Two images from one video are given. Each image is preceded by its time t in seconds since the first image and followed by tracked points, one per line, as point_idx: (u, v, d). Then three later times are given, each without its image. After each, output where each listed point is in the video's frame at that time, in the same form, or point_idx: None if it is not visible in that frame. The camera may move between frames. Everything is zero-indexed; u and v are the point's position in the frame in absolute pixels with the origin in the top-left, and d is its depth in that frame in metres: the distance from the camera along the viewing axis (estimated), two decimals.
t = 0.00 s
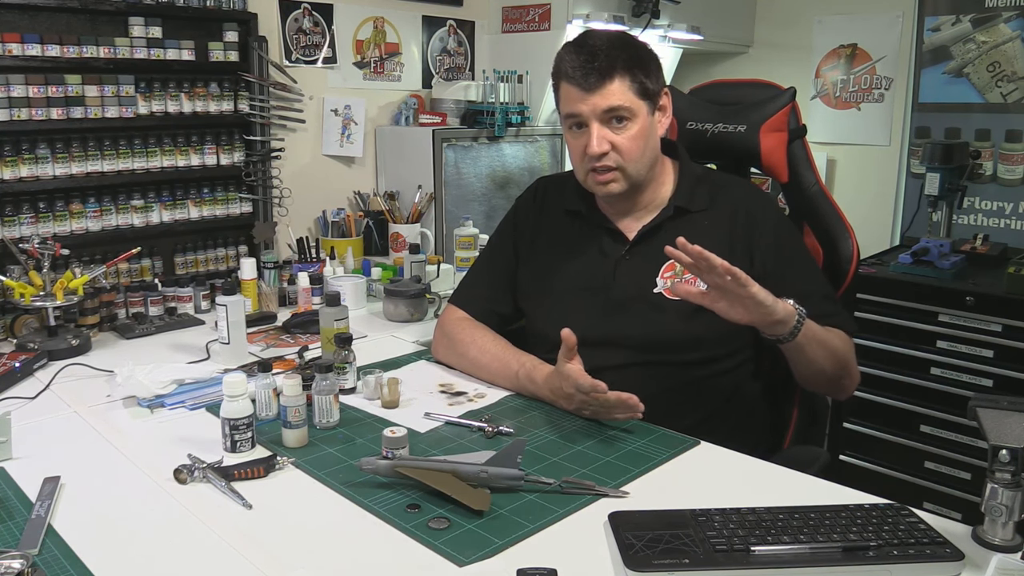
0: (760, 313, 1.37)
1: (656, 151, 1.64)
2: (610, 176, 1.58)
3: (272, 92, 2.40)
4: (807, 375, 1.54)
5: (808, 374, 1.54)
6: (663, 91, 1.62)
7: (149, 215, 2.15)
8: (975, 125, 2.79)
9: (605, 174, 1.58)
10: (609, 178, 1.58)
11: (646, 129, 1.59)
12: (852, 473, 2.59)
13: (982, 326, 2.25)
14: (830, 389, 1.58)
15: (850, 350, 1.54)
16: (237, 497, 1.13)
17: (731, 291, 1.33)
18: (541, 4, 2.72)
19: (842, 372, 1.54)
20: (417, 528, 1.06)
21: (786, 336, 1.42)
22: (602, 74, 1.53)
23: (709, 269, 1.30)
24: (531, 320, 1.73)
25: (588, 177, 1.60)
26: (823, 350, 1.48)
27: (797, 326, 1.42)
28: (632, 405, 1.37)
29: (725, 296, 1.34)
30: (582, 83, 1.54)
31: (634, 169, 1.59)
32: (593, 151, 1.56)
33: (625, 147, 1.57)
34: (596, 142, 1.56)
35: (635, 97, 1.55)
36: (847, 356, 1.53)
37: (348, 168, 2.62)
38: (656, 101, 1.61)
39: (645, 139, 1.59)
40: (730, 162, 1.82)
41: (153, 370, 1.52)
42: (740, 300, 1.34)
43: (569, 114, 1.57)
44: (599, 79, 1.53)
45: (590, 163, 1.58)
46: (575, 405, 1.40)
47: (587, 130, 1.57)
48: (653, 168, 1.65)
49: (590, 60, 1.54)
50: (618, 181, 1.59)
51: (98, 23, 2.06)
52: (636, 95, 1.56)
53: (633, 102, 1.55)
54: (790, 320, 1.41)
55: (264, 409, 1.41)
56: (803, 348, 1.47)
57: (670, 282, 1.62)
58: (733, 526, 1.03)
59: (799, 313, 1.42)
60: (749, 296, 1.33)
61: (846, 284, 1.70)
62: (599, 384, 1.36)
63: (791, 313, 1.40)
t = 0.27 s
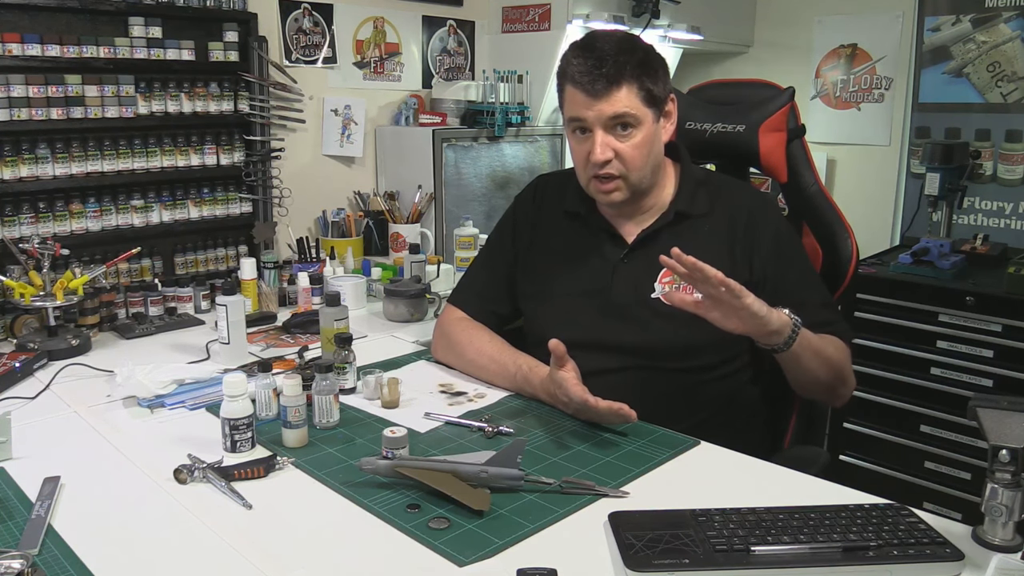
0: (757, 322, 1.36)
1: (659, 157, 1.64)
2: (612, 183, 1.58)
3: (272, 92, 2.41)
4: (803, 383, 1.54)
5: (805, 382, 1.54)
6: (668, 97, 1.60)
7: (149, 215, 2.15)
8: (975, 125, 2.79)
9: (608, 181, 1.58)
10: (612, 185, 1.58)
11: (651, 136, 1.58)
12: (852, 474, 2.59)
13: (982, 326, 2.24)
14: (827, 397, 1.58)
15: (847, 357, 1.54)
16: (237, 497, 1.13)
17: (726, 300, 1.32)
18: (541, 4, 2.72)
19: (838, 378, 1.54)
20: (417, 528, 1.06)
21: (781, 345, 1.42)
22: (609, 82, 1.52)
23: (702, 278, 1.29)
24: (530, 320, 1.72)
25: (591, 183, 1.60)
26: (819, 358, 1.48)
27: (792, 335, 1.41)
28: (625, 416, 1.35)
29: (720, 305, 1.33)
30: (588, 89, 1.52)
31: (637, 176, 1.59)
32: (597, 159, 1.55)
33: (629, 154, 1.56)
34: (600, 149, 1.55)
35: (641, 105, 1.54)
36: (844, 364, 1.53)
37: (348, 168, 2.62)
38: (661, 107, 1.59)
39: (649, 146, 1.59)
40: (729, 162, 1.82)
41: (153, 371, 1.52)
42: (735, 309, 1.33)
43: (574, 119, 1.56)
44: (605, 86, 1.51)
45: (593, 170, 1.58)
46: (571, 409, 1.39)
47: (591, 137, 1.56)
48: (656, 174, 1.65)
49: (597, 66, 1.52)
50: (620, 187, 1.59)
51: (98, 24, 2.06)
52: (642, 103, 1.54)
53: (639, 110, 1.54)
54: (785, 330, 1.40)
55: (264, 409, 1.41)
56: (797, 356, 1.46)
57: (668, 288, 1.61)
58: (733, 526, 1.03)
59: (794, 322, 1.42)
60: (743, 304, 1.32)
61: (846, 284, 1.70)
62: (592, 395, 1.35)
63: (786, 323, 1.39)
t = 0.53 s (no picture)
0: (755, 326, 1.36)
1: (658, 158, 1.63)
2: (610, 184, 1.58)
3: (272, 92, 2.41)
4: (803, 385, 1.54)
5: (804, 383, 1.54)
6: (667, 99, 1.60)
7: (149, 215, 2.15)
8: (975, 125, 2.79)
9: (605, 182, 1.58)
10: (609, 186, 1.58)
11: (649, 137, 1.58)
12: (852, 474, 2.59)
13: (982, 326, 2.24)
14: (826, 398, 1.58)
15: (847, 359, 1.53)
16: (237, 497, 1.13)
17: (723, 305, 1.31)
18: (541, 4, 2.72)
19: (838, 381, 1.53)
20: (417, 528, 1.06)
21: (780, 348, 1.41)
22: (607, 83, 1.52)
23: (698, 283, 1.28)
24: (529, 321, 1.73)
25: (588, 184, 1.60)
26: (818, 360, 1.48)
27: (792, 337, 1.41)
28: (623, 420, 1.34)
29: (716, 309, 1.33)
30: (586, 90, 1.52)
31: (635, 178, 1.58)
32: (594, 160, 1.55)
33: (627, 156, 1.56)
34: (597, 150, 1.55)
35: (640, 106, 1.54)
36: (844, 366, 1.53)
37: (348, 168, 2.62)
38: (660, 108, 1.59)
39: (648, 147, 1.58)
40: (730, 161, 1.82)
41: (153, 370, 1.52)
42: (731, 313, 1.32)
43: (572, 120, 1.56)
44: (603, 87, 1.51)
45: (591, 171, 1.57)
46: (569, 412, 1.39)
47: (589, 138, 1.56)
48: (655, 175, 1.65)
49: (595, 67, 1.52)
50: (618, 189, 1.59)
51: (99, 23, 2.06)
52: (640, 104, 1.54)
53: (637, 111, 1.53)
54: (785, 332, 1.39)
55: (264, 409, 1.41)
56: (795, 358, 1.46)
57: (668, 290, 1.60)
58: (733, 526, 1.03)
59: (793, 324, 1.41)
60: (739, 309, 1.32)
61: (846, 284, 1.70)
62: (589, 399, 1.35)
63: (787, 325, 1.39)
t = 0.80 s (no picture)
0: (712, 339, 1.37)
1: (660, 160, 1.63)
2: (610, 185, 1.58)
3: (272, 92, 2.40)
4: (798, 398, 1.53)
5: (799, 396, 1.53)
6: (670, 101, 1.60)
7: (149, 215, 2.15)
8: (975, 125, 2.79)
9: (606, 183, 1.58)
10: (609, 187, 1.58)
11: (651, 139, 1.57)
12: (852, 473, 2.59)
13: (982, 326, 2.25)
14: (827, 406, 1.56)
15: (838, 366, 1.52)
16: (237, 497, 1.13)
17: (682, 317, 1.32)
18: (541, 4, 2.72)
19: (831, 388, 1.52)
20: (417, 528, 1.06)
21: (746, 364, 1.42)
22: (609, 84, 1.52)
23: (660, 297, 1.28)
24: (530, 321, 1.73)
25: (589, 185, 1.60)
26: (775, 375, 1.45)
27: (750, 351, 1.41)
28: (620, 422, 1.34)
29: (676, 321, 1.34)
30: (587, 90, 1.52)
31: (636, 179, 1.58)
32: (595, 160, 1.55)
33: (628, 156, 1.56)
34: (598, 151, 1.54)
35: (641, 107, 1.54)
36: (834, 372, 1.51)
37: (348, 168, 2.62)
38: (663, 110, 1.59)
39: (649, 149, 1.58)
40: (730, 162, 1.82)
41: (153, 371, 1.52)
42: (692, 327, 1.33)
43: (573, 121, 1.56)
44: (605, 88, 1.51)
45: (591, 172, 1.57)
46: (569, 413, 1.39)
47: (590, 139, 1.55)
48: (656, 177, 1.64)
49: (597, 67, 1.52)
50: (618, 190, 1.58)
51: (98, 24, 2.06)
52: (642, 105, 1.54)
53: (638, 111, 1.53)
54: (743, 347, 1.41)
55: (264, 409, 1.41)
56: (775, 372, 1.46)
57: (672, 290, 1.62)
58: (733, 526, 1.03)
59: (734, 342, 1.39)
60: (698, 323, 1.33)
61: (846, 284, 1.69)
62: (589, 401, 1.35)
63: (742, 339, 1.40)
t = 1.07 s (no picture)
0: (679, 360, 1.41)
1: (664, 159, 1.63)
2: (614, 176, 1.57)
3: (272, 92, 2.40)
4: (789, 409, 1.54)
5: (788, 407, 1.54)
6: (683, 102, 1.60)
7: (149, 215, 2.15)
8: (975, 125, 2.79)
9: (610, 174, 1.57)
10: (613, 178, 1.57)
11: (660, 136, 1.57)
12: (853, 473, 2.59)
13: (982, 326, 2.25)
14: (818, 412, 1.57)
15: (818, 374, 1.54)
16: (237, 497, 1.13)
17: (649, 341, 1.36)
18: (541, 4, 2.72)
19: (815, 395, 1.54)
20: (417, 528, 1.06)
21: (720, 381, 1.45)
22: (627, 74, 1.51)
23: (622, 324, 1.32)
24: (528, 321, 1.73)
25: (593, 175, 1.59)
26: (751, 395, 1.48)
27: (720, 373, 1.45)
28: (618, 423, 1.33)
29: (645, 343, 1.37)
30: (605, 78, 1.52)
31: (640, 174, 1.57)
32: (603, 150, 1.54)
33: (636, 150, 1.55)
34: (607, 140, 1.54)
35: (655, 102, 1.54)
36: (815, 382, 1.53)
37: (348, 168, 2.62)
38: (675, 109, 1.59)
39: (657, 145, 1.58)
40: (730, 162, 1.82)
41: (153, 371, 1.52)
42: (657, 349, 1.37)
43: (585, 107, 1.55)
44: (623, 78, 1.51)
45: (598, 161, 1.56)
46: (568, 414, 1.39)
47: (600, 128, 1.55)
48: (658, 175, 1.64)
49: (617, 57, 1.52)
50: (622, 182, 1.58)
51: (98, 24, 2.06)
52: (655, 101, 1.54)
53: (652, 106, 1.53)
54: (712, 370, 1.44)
55: (264, 409, 1.41)
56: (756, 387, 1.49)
57: (664, 290, 1.61)
58: (733, 526, 1.03)
59: (698, 367, 1.43)
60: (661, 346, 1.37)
61: (846, 284, 1.69)
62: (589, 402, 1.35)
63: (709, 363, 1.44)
